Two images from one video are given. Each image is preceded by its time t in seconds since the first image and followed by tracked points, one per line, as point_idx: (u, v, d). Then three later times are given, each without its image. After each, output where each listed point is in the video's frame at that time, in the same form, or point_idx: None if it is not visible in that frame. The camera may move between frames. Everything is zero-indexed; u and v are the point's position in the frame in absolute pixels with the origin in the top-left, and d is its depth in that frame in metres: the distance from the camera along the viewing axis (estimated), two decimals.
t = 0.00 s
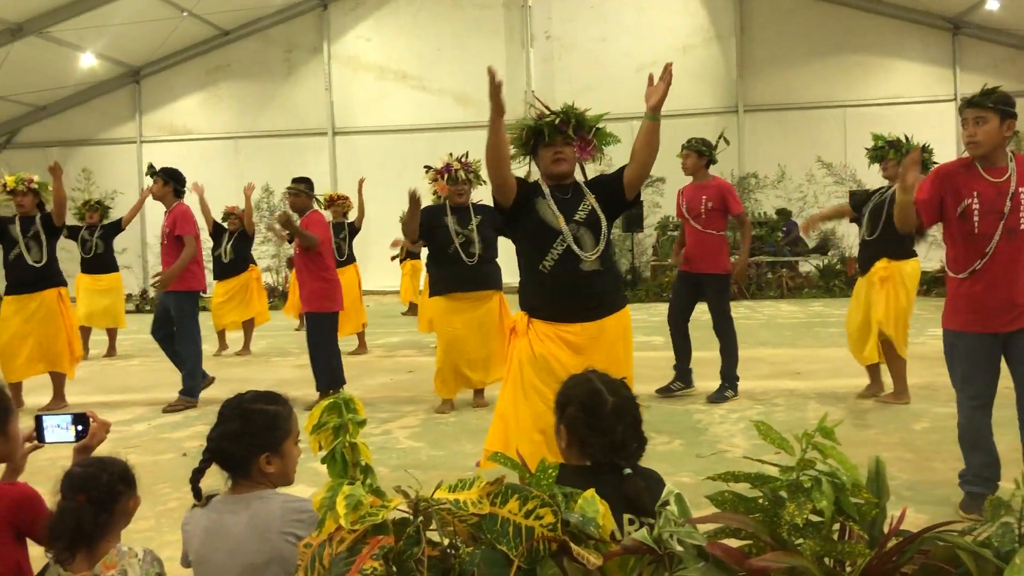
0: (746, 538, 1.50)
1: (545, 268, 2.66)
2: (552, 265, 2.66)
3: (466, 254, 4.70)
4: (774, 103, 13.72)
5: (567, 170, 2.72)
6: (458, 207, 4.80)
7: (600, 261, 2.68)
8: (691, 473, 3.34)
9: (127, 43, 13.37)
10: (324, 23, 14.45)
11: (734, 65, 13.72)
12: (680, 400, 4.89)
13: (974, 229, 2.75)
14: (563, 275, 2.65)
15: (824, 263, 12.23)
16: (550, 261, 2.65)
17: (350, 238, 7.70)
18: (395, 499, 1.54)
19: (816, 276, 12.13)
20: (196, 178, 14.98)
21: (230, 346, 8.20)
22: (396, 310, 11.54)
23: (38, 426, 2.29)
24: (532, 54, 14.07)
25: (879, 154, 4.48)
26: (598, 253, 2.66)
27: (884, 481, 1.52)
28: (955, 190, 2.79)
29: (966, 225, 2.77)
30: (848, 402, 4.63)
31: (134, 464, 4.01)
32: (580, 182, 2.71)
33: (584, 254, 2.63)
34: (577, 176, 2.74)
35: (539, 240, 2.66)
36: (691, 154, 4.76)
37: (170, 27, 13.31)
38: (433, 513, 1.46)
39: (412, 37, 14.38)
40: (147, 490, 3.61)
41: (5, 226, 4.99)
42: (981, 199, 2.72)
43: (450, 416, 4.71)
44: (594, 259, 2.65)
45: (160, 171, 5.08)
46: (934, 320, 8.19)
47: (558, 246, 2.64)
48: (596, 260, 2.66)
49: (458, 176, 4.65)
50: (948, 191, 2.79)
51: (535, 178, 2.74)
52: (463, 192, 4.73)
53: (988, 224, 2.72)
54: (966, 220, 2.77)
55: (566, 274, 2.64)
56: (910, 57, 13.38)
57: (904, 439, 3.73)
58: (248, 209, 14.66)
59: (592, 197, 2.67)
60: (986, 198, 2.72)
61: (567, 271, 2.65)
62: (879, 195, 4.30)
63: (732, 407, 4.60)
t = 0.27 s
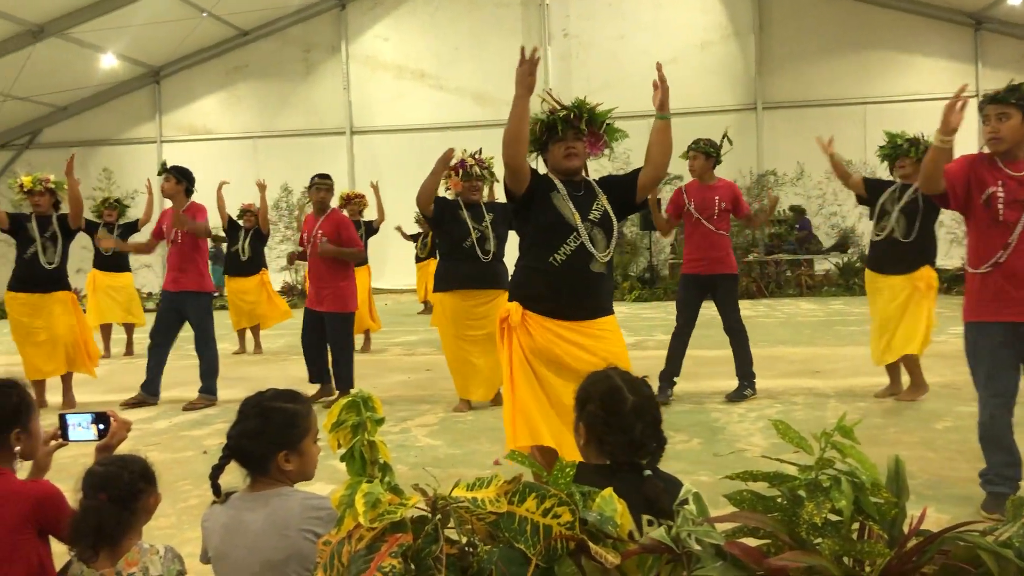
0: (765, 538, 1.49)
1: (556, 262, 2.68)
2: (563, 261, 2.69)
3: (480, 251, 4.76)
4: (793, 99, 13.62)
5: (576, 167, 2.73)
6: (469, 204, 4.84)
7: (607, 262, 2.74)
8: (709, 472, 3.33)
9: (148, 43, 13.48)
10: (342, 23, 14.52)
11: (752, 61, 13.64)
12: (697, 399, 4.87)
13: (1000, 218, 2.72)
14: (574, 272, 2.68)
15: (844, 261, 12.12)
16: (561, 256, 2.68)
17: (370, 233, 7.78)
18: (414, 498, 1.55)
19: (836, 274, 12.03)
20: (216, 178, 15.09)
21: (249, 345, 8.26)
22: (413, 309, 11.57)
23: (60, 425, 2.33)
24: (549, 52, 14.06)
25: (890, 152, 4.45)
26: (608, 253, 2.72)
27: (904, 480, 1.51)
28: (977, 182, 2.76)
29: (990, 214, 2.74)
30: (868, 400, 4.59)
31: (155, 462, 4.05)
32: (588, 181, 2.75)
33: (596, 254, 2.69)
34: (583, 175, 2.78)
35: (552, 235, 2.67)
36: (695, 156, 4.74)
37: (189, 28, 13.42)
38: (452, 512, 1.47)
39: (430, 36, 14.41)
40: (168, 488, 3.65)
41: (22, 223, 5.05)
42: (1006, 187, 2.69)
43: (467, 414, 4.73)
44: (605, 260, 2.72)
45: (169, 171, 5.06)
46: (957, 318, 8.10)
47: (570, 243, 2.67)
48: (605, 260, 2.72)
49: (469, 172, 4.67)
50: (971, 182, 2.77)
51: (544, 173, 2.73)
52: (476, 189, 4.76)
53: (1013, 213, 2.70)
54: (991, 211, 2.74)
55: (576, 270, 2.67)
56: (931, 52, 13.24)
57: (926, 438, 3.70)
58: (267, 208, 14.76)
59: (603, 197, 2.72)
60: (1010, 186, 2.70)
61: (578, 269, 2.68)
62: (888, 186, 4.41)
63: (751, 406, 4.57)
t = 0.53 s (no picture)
0: (787, 539, 1.49)
1: (573, 262, 2.70)
2: (581, 261, 2.69)
3: (492, 251, 4.73)
4: (815, 98, 13.52)
5: (595, 169, 2.73)
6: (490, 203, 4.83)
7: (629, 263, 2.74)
8: (730, 473, 3.32)
9: (171, 44, 13.62)
10: (363, 24, 14.60)
11: (774, 59, 13.55)
12: (717, 400, 4.85)
13: None
14: (592, 272, 2.69)
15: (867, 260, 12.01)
16: (579, 256, 2.69)
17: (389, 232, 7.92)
18: (433, 497, 1.54)
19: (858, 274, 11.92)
20: (236, 177, 15.19)
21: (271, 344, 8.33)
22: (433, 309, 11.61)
23: (84, 423, 2.36)
24: (570, 52, 14.05)
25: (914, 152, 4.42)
26: (629, 255, 2.71)
27: (928, 481, 1.50)
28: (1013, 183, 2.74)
29: None
30: (891, 401, 4.55)
31: (178, 460, 4.10)
32: (609, 181, 2.74)
33: (615, 255, 2.68)
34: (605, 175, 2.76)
35: (570, 235, 2.68)
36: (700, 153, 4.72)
37: (212, 28, 13.55)
38: (471, 511, 1.47)
39: (450, 36, 14.45)
40: (190, 486, 3.70)
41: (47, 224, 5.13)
42: None
43: (487, 414, 4.74)
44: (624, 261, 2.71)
45: (190, 169, 5.22)
46: (982, 319, 7.99)
47: (589, 243, 2.67)
48: (625, 261, 2.71)
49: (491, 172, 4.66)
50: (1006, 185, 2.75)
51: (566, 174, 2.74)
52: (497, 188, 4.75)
53: None
54: None
55: (594, 271, 2.68)
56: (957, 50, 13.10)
57: (950, 440, 3.66)
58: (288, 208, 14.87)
59: (626, 198, 2.71)
60: None
61: (596, 269, 2.69)
62: (916, 188, 4.38)
63: (772, 407, 4.55)
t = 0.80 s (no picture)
0: (811, 541, 1.49)
1: (593, 260, 2.74)
2: (597, 260, 2.73)
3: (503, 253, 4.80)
4: (840, 98, 13.39)
5: (629, 169, 2.69)
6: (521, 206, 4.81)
7: (649, 260, 2.65)
8: (752, 474, 3.31)
9: (196, 45, 13.79)
10: (387, 25, 14.68)
11: (798, 60, 13.45)
12: (740, 401, 4.83)
13: None
14: (606, 271, 2.70)
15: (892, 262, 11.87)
16: (593, 258, 2.74)
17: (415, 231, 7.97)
18: (456, 495, 1.56)
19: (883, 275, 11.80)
20: (261, 177, 15.35)
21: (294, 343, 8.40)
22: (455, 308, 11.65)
23: (110, 421, 2.41)
24: (593, 52, 14.02)
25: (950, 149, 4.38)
26: (643, 252, 2.64)
27: (954, 483, 1.49)
28: None
29: None
30: (917, 403, 4.50)
31: (203, 457, 4.16)
32: (639, 179, 2.68)
33: (623, 253, 2.66)
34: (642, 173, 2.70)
35: (590, 235, 2.74)
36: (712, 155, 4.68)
37: (237, 29, 13.68)
38: (493, 510, 1.47)
39: (473, 36, 14.47)
40: (215, 483, 3.75)
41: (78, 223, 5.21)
42: None
43: (508, 413, 4.76)
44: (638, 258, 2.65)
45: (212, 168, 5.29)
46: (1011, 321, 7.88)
47: (602, 242, 2.70)
48: (640, 259, 2.65)
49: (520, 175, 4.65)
50: None
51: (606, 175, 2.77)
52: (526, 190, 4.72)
53: None
54: None
55: (606, 269, 2.69)
56: (986, 49, 12.93)
57: (977, 443, 3.62)
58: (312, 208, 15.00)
59: (645, 194, 2.63)
60: None
61: (610, 267, 2.69)
62: (950, 184, 4.32)
63: (796, 409, 4.52)
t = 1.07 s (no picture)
0: (835, 542, 1.48)
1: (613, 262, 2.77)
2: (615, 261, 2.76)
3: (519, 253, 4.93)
4: (866, 96, 13.25)
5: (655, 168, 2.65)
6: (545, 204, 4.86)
7: (651, 258, 2.60)
8: (775, 475, 3.29)
9: (221, 45, 13.92)
10: (411, 24, 14.73)
11: (824, 57, 13.32)
12: (763, 401, 4.80)
13: None
14: (619, 271, 2.71)
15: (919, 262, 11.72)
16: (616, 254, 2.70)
17: (444, 230, 7.93)
18: (478, 493, 1.56)
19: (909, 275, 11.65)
20: (284, 176, 15.46)
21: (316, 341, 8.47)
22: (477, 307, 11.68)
23: (136, 417, 2.45)
24: (616, 49, 13.98)
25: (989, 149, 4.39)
26: (643, 250, 2.60)
27: (982, 486, 1.48)
28: None
29: None
30: (945, 405, 4.45)
31: (227, 454, 4.20)
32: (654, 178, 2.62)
33: (626, 253, 2.65)
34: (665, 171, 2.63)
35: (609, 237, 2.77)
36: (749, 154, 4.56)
37: (262, 28, 13.80)
38: (515, 508, 1.48)
39: (496, 35, 14.48)
40: (238, 480, 3.79)
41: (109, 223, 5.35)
42: None
43: (529, 412, 4.77)
44: (640, 256, 2.61)
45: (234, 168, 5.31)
46: None
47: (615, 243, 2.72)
48: (641, 257, 2.61)
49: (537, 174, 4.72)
50: None
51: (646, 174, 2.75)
52: (546, 189, 4.77)
53: None
54: None
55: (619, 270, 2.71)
56: (1017, 45, 12.73)
57: (1006, 445, 3.57)
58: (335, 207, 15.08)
59: (647, 194, 2.59)
60: None
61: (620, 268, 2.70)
62: (991, 181, 4.43)
63: (820, 409, 4.49)
